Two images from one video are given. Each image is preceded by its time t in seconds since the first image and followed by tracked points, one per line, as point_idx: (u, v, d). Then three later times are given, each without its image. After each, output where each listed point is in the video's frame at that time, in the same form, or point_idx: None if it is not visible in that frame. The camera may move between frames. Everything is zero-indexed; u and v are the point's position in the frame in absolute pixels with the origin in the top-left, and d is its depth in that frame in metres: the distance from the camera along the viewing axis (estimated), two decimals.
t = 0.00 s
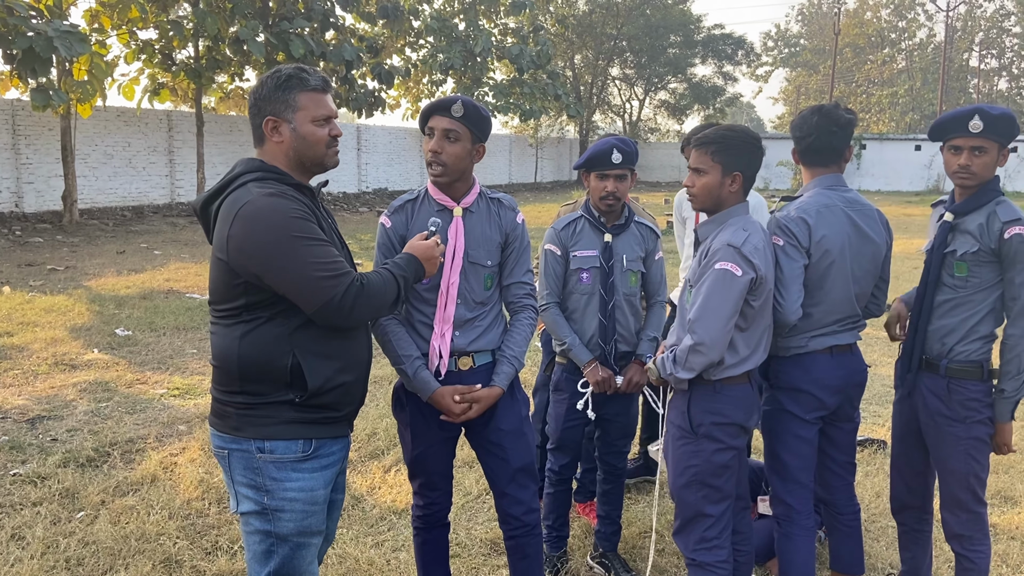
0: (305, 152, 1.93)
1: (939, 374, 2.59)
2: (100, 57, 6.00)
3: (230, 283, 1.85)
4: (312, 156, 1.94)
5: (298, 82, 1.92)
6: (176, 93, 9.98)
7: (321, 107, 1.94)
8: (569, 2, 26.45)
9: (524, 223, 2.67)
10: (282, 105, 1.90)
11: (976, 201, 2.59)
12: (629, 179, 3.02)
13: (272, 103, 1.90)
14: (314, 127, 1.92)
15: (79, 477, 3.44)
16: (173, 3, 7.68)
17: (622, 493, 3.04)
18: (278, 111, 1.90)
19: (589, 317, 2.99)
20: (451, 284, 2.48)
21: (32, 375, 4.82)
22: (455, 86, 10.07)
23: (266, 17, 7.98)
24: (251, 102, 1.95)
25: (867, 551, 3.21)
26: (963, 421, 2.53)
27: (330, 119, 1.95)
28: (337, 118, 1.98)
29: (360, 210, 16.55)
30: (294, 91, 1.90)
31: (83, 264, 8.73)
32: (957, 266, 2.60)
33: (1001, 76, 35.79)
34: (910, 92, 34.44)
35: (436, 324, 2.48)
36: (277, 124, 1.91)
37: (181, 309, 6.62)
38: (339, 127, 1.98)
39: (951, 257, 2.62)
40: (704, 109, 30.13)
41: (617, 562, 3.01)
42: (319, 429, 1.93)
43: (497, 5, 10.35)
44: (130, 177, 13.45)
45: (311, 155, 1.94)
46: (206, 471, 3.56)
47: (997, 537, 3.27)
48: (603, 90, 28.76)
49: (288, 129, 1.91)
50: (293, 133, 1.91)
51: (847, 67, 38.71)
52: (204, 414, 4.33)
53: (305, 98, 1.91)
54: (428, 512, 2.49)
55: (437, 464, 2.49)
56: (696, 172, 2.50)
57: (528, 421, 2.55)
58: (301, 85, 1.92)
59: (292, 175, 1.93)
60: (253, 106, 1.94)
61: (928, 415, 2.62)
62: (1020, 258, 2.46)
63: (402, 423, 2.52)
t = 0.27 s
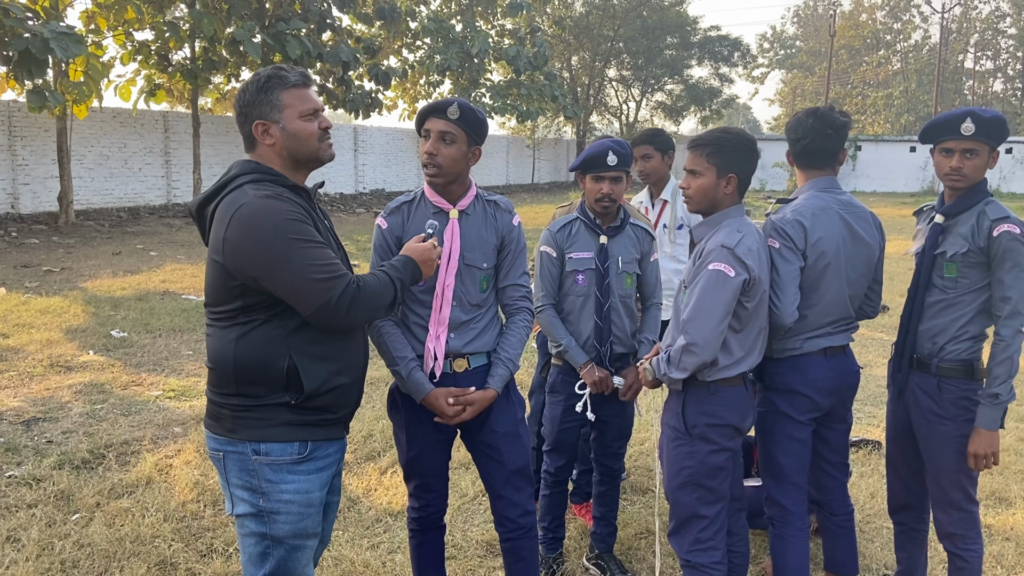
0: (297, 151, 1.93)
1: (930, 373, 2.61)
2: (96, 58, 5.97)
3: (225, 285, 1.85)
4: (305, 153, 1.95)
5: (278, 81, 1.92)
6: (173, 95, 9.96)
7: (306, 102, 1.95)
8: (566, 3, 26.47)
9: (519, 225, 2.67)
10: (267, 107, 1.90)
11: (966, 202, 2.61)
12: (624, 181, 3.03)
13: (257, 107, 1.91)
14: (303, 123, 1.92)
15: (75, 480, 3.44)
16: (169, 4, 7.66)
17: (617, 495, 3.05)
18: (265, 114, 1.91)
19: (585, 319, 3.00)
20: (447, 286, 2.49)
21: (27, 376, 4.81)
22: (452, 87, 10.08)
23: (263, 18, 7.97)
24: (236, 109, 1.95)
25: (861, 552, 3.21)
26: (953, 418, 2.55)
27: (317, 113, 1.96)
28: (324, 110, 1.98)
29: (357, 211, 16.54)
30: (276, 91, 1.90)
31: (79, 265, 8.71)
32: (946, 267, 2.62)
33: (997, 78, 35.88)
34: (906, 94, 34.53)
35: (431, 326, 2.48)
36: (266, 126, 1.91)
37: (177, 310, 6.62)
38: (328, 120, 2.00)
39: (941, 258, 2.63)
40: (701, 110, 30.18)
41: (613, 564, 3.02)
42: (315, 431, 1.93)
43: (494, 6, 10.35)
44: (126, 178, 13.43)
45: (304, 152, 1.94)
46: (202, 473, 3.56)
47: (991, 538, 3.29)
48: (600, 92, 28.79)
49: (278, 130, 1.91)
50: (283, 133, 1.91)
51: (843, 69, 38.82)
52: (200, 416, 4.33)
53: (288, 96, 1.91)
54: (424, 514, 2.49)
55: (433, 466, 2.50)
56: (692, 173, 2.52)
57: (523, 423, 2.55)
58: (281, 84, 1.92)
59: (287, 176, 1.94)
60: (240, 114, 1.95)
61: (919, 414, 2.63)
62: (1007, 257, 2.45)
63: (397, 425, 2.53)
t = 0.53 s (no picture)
0: (293, 157, 1.93)
1: (932, 372, 2.61)
2: (92, 60, 5.96)
3: (221, 286, 1.84)
4: (300, 160, 1.94)
5: (290, 86, 1.92)
6: (170, 96, 9.95)
7: (312, 113, 1.94)
8: (563, 5, 26.50)
9: (517, 225, 2.67)
10: (271, 109, 1.90)
11: (963, 203, 2.62)
12: (622, 181, 3.03)
13: (262, 106, 1.91)
14: (303, 132, 1.92)
15: (71, 482, 3.43)
16: (166, 5, 7.65)
17: (615, 496, 3.05)
18: (268, 115, 1.90)
19: (583, 320, 3.00)
20: (445, 286, 2.48)
21: (23, 378, 4.80)
22: (449, 88, 10.08)
23: (260, 19, 7.97)
24: (242, 104, 1.95)
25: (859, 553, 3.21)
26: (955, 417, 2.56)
27: (319, 125, 1.95)
28: (327, 123, 1.97)
29: (354, 212, 16.53)
30: (284, 95, 1.90)
31: (75, 267, 8.69)
32: (946, 267, 2.62)
33: (993, 79, 35.97)
34: (902, 95, 34.61)
35: (428, 326, 2.48)
36: (266, 127, 1.91)
37: (173, 312, 6.60)
38: (329, 133, 1.98)
39: (941, 258, 2.64)
40: (698, 111, 30.23)
41: (610, 565, 3.02)
42: (312, 432, 1.93)
43: (491, 7, 10.36)
44: (123, 180, 13.40)
45: (298, 159, 1.94)
46: (199, 475, 3.55)
47: (989, 538, 3.29)
48: (597, 93, 28.82)
49: (277, 133, 1.91)
50: (281, 137, 1.91)
51: (840, 70, 38.93)
52: (197, 418, 4.32)
53: (294, 102, 1.91)
54: (421, 515, 2.49)
55: (430, 467, 2.49)
56: (689, 173, 2.52)
57: (521, 424, 2.55)
58: (292, 90, 1.91)
59: (281, 178, 1.93)
60: (244, 108, 1.95)
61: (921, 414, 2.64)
62: (1003, 255, 2.46)
63: (395, 426, 2.52)
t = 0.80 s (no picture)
0: (292, 161, 1.93)
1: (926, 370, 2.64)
2: (89, 61, 5.94)
3: (216, 288, 1.84)
4: (298, 166, 1.95)
5: (300, 94, 1.92)
6: (167, 97, 9.95)
7: (319, 123, 1.95)
8: (560, 6, 26.52)
9: (515, 228, 2.68)
10: (278, 113, 1.90)
11: (959, 202, 2.63)
12: (619, 183, 3.04)
13: (269, 107, 1.90)
14: (305, 140, 1.92)
15: (68, 484, 3.42)
16: (163, 6, 7.64)
17: (613, 497, 3.05)
18: (273, 117, 1.90)
19: (580, 321, 3.00)
20: (442, 288, 2.49)
21: (20, 380, 4.79)
22: (446, 89, 10.09)
23: (257, 20, 7.97)
24: (248, 101, 1.94)
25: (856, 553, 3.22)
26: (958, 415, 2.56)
27: (323, 135, 1.95)
28: (331, 133, 1.98)
29: (351, 213, 16.53)
30: (296, 105, 1.91)
31: (72, 268, 8.67)
32: (945, 267, 2.63)
33: (989, 79, 36.04)
34: (899, 96, 34.68)
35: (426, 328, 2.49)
36: (269, 128, 1.91)
37: (170, 313, 6.59)
38: (330, 144, 1.99)
39: (939, 258, 2.65)
40: (695, 113, 30.28)
41: (608, 566, 3.02)
42: (307, 434, 1.93)
43: (488, 8, 10.38)
44: (120, 181, 13.38)
45: (298, 165, 1.94)
46: (196, 476, 3.55)
47: (986, 539, 3.30)
48: (594, 94, 28.86)
49: (280, 137, 1.91)
50: (284, 141, 1.91)
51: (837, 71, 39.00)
52: (194, 420, 4.32)
53: (303, 111, 1.91)
54: (419, 517, 2.49)
55: (428, 469, 2.50)
56: (684, 175, 2.53)
57: (518, 426, 2.55)
58: (302, 98, 1.92)
59: (279, 180, 1.94)
60: (250, 105, 1.94)
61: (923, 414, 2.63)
62: (1000, 253, 2.48)
63: (392, 428, 2.52)
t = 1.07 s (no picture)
0: (286, 161, 1.94)
1: (904, 364, 2.66)
2: (85, 62, 5.94)
3: (211, 290, 1.85)
4: (293, 166, 1.95)
5: (288, 91, 1.93)
6: (164, 99, 9.95)
7: (309, 119, 1.95)
8: (557, 7, 26.54)
9: (510, 228, 2.68)
10: (268, 113, 1.91)
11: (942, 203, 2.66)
12: (614, 183, 3.04)
13: (259, 109, 1.91)
14: (298, 138, 1.93)
15: (64, 485, 3.42)
16: (160, 8, 7.65)
17: (608, 497, 3.06)
18: (264, 118, 1.91)
19: (576, 322, 3.01)
20: (438, 289, 2.49)
21: (16, 382, 4.78)
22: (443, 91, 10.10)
23: (254, 22, 7.97)
24: (239, 103, 1.95)
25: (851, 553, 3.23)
26: (943, 407, 2.58)
27: (316, 131, 1.96)
28: (323, 129, 1.99)
29: (349, 215, 16.53)
30: (283, 100, 1.91)
31: (69, 270, 8.66)
32: (928, 265, 2.66)
33: (986, 80, 36.12)
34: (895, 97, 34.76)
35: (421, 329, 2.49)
36: (261, 129, 1.92)
37: (167, 315, 6.59)
38: (324, 139, 2.00)
39: (924, 256, 2.67)
40: (692, 114, 30.33)
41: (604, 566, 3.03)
42: (302, 435, 1.94)
43: (485, 10, 10.40)
44: (117, 183, 13.37)
45: (292, 164, 1.95)
46: (192, 478, 3.55)
47: (980, 538, 3.32)
48: (592, 95, 28.90)
49: (273, 137, 1.92)
50: (276, 141, 1.92)
51: (834, 72, 39.09)
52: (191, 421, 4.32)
53: (292, 108, 1.92)
54: (415, 517, 2.50)
55: (423, 469, 2.50)
56: (681, 178, 2.54)
57: (514, 427, 2.56)
58: (292, 96, 1.92)
59: (273, 181, 1.94)
60: (240, 108, 1.94)
61: (908, 408, 2.64)
62: (979, 251, 2.51)
63: (389, 429, 2.53)
